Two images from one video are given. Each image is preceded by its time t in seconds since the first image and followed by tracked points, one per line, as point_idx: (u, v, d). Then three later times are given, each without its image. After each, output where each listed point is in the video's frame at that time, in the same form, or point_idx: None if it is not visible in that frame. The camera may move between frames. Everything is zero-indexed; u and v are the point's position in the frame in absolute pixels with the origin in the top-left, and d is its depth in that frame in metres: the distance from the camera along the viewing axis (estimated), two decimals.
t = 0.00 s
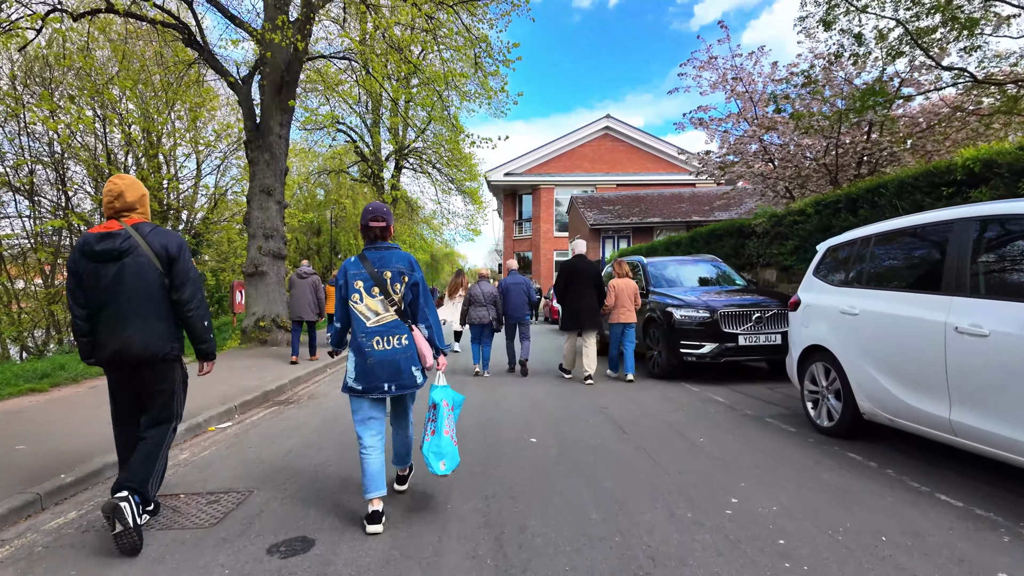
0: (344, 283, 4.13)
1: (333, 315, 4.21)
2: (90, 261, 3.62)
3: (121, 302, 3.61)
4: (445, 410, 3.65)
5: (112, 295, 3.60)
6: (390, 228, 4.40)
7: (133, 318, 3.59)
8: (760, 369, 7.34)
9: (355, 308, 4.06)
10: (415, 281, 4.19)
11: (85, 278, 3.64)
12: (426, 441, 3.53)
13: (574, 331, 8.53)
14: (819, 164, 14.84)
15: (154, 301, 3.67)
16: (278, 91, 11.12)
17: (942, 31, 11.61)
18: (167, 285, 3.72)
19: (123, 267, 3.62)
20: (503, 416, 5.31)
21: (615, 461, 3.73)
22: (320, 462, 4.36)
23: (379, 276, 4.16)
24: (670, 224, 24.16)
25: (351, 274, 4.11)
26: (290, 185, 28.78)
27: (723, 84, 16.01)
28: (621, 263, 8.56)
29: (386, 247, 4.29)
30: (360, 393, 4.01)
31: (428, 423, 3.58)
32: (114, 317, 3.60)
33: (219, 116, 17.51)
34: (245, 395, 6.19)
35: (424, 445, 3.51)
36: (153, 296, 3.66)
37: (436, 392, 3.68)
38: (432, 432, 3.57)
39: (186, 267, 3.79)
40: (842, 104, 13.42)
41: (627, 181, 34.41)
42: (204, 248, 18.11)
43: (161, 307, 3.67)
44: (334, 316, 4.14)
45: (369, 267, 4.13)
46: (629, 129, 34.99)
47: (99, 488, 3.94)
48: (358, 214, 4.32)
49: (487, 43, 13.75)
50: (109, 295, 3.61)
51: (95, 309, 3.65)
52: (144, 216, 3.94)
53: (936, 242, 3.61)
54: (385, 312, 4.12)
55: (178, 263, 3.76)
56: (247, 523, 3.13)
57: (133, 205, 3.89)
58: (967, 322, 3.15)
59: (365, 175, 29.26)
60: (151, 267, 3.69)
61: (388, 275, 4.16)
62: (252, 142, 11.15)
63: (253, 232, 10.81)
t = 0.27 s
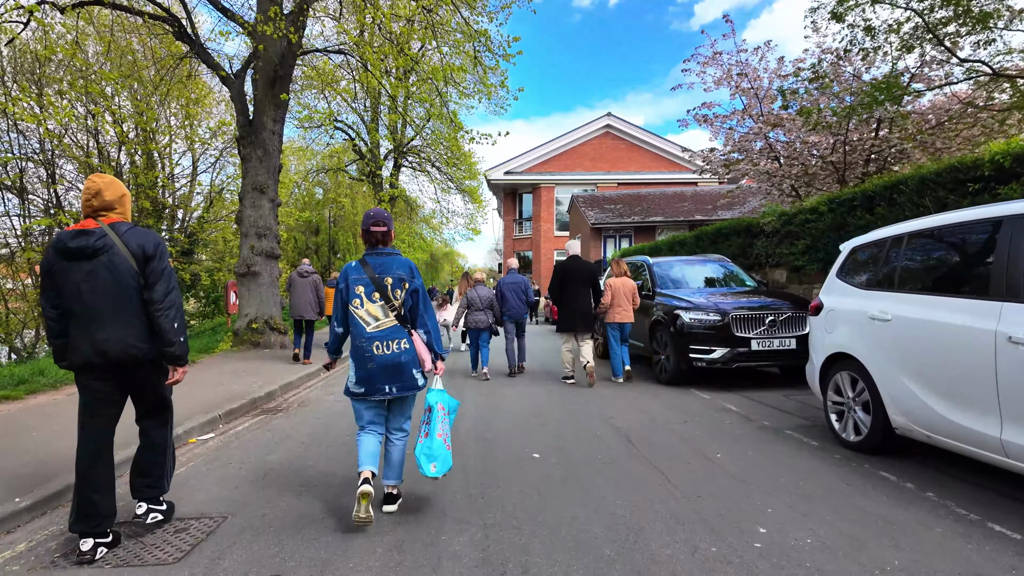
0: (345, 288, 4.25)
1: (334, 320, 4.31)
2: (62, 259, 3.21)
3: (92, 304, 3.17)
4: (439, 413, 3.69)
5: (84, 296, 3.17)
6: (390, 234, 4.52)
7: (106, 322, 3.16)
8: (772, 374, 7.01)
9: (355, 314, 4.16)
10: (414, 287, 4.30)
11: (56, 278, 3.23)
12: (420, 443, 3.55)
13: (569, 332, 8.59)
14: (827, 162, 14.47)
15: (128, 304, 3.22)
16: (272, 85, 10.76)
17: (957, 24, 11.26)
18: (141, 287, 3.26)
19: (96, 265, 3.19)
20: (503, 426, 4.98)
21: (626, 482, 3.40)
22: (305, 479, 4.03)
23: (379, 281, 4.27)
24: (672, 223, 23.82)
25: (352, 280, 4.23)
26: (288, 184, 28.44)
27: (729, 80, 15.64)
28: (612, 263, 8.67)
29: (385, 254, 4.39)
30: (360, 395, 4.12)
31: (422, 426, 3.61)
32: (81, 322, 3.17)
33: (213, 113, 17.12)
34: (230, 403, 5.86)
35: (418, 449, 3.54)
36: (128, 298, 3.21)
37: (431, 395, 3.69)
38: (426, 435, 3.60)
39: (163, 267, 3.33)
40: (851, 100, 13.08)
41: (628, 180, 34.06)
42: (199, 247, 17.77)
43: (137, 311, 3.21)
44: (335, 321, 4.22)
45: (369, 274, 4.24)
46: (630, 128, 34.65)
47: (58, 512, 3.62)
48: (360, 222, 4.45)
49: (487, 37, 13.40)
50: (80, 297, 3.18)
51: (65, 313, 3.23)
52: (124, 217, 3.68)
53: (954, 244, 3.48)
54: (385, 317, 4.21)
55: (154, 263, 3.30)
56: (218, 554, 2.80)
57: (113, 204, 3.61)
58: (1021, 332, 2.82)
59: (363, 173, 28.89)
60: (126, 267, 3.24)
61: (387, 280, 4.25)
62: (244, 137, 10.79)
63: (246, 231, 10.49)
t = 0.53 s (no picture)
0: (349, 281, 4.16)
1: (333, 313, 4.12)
2: (63, 254, 3.00)
3: (93, 302, 3.00)
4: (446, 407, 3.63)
5: (84, 293, 2.98)
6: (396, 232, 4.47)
7: (103, 321, 3.00)
8: (790, 374, 6.70)
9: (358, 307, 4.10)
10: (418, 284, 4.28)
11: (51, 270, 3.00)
12: (427, 436, 3.50)
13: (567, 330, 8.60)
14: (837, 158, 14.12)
15: (130, 307, 3.09)
16: (268, 77, 10.42)
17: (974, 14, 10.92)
18: (143, 292, 3.14)
19: (101, 264, 3.03)
20: (509, 429, 4.66)
21: (650, 497, 3.07)
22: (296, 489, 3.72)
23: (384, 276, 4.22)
24: (676, 221, 23.49)
25: (358, 272, 4.16)
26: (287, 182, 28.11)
27: (737, 74, 15.30)
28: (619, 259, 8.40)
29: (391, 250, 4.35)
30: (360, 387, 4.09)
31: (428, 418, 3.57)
32: (76, 322, 2.97)
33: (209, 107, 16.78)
34: (220, 405, 5.55)
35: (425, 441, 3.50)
36: (131, 301, 3.09)
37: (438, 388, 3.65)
38: (433, 428, 3.55)
39: (166, 275, 3.22)
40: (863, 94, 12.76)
41: (631, 178, 33.74)
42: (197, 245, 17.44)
43: (138, 315, 3.10)
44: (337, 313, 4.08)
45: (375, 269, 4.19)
46: (633, 125, 34.32)
47: (18, 529, 3.29)
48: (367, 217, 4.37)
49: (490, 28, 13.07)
50: (78, 294, 2.99)
51: (57, 311, 2.99)
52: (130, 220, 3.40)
53: (978, 237, 3.33)
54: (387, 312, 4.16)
55: (158, 270, 3.19)
56: None
57: (120, 205, 3.32)
58: None
59: (363, 171, 28.56)
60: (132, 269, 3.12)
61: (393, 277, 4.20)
62: (239, 130, 10.46)
63: (241, 227, 10.17)
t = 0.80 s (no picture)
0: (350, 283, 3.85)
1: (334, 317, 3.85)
2: (57, 249, 2.99)
3: (91, 297, 2.99)
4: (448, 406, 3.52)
5: (81, 288, 2.98)
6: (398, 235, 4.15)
7: (102, 318, 3.00)
8: (809, 381, 6.37)
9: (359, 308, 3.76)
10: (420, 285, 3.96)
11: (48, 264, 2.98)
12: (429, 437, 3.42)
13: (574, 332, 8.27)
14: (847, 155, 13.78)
15: (128, 302, 3.10)
16: (265, 71, 10.07)
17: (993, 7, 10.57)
18: (141, 287, 3.15)
19: (98, 258, 3.02)
20: (516, 443, 4.33)
21: (677, 527, 2.75)
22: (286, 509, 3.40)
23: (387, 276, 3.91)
24: (680, 221, 23.17)
25: (357, 275, 3.80)
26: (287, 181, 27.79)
27: (744, 70, 14.96)
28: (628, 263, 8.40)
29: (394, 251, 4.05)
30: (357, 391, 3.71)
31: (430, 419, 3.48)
32: (72, 317, 2.96)
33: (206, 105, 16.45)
34: (209, 414, 5.24)
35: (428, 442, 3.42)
36: (129, 296, 3.09)
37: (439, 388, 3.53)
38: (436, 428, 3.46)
39: (163, 269, 3.21)
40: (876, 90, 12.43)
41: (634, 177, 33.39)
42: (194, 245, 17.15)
43: (136, 310, 3.11)
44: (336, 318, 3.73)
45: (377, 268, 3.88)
46: (636, 124, 33.95)
47: None
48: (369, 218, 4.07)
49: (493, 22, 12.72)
50: (76, 288, 2.98)
51: (51, 306, 3.00)
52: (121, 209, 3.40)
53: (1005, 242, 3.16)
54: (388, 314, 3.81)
55: (155, 265, 3.18)
56: None
57: (113, 194, 3.33)
58: None
59: (363, 170, 28.23)
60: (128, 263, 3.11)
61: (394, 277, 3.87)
62: (233, 127, 10.12)
63: (236, 227, 9.85)
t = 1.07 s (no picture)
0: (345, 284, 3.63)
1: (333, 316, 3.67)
2: (21, 254, 2.72)
3: (56, 302, 2.70)
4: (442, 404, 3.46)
5: (46, 293, 2.69)
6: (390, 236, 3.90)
7: (70, 322, 2.70)
8: (828, 383, 6.06)
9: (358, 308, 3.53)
10: (416, 283, 3.69)
11: (13, 274, 2.71)
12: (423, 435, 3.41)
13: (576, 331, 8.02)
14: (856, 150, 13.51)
15: (98, 305, 2.80)
16: (259, 62, 9.75)
17: None
18: (113, 288, 2.84)
19: (61, 263, 2.72)
20: (520, 449, 4.02)
21: (703, 550, 2.44)
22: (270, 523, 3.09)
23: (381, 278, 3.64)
24: (683, 218, 22.86)
25: (351, 276, 3.59)
26: (285, 179, 27.49)
27: (750, 64, 14.68)
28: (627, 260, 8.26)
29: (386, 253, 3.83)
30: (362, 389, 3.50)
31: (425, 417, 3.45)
32: (43, 321, 2.68)
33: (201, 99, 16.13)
34: (194, 419, 4.94)
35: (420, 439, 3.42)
36: (98, 300, 2.79)
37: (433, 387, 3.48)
38: (428, 426, 3.44)
39: (138, 269, 2.91)
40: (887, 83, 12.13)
41: (636, 175, 33.07)
42: (190, 243, 16.85)
43: (108, 314, 2.82)
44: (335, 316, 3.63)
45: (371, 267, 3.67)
46: (638, 121, 33.63)
47: None
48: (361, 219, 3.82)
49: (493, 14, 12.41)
50: (39, 295, 2.69)
51: (21, 314, 2.73)
52: (91, 212, 3.07)
53: None
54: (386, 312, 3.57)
55: (128, 265, 2.87)
56: None
57: (81, 196, 3.02)
58: None
59: (362, 168, 27.90)
60: (96, 266, 2.80)
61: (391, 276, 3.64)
62: (225, 120, 9.80)
63: (228, 223, 9.55)
